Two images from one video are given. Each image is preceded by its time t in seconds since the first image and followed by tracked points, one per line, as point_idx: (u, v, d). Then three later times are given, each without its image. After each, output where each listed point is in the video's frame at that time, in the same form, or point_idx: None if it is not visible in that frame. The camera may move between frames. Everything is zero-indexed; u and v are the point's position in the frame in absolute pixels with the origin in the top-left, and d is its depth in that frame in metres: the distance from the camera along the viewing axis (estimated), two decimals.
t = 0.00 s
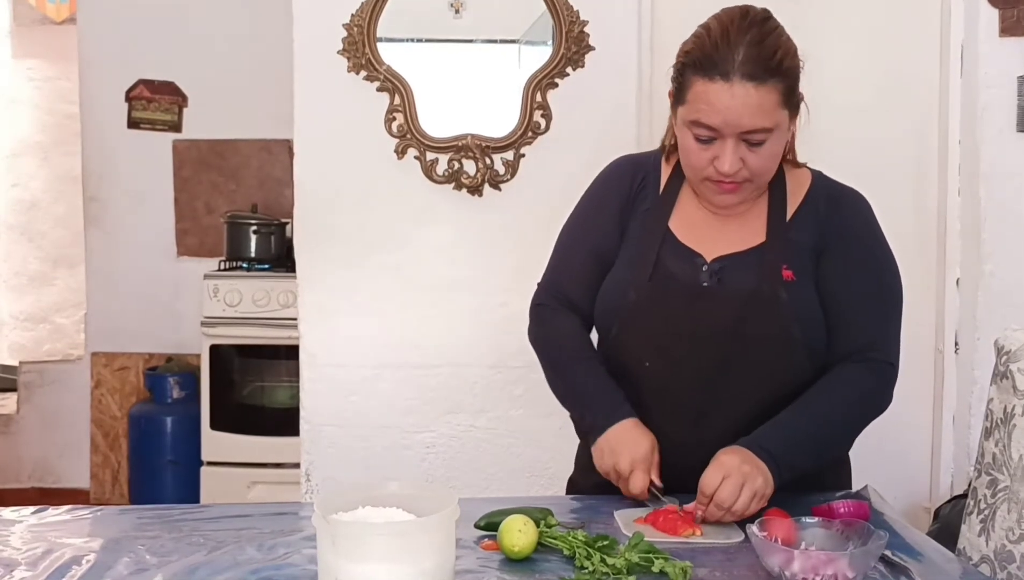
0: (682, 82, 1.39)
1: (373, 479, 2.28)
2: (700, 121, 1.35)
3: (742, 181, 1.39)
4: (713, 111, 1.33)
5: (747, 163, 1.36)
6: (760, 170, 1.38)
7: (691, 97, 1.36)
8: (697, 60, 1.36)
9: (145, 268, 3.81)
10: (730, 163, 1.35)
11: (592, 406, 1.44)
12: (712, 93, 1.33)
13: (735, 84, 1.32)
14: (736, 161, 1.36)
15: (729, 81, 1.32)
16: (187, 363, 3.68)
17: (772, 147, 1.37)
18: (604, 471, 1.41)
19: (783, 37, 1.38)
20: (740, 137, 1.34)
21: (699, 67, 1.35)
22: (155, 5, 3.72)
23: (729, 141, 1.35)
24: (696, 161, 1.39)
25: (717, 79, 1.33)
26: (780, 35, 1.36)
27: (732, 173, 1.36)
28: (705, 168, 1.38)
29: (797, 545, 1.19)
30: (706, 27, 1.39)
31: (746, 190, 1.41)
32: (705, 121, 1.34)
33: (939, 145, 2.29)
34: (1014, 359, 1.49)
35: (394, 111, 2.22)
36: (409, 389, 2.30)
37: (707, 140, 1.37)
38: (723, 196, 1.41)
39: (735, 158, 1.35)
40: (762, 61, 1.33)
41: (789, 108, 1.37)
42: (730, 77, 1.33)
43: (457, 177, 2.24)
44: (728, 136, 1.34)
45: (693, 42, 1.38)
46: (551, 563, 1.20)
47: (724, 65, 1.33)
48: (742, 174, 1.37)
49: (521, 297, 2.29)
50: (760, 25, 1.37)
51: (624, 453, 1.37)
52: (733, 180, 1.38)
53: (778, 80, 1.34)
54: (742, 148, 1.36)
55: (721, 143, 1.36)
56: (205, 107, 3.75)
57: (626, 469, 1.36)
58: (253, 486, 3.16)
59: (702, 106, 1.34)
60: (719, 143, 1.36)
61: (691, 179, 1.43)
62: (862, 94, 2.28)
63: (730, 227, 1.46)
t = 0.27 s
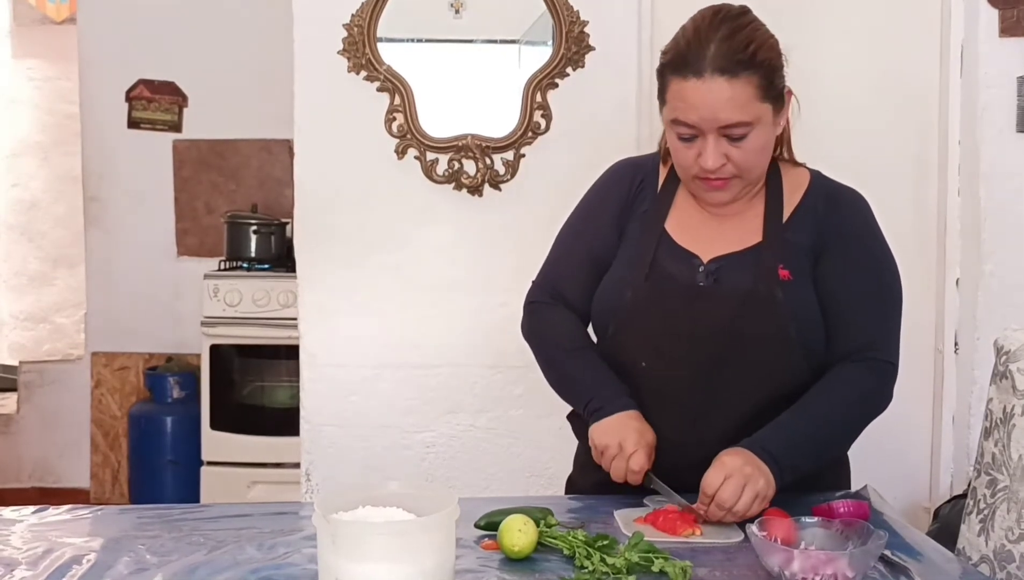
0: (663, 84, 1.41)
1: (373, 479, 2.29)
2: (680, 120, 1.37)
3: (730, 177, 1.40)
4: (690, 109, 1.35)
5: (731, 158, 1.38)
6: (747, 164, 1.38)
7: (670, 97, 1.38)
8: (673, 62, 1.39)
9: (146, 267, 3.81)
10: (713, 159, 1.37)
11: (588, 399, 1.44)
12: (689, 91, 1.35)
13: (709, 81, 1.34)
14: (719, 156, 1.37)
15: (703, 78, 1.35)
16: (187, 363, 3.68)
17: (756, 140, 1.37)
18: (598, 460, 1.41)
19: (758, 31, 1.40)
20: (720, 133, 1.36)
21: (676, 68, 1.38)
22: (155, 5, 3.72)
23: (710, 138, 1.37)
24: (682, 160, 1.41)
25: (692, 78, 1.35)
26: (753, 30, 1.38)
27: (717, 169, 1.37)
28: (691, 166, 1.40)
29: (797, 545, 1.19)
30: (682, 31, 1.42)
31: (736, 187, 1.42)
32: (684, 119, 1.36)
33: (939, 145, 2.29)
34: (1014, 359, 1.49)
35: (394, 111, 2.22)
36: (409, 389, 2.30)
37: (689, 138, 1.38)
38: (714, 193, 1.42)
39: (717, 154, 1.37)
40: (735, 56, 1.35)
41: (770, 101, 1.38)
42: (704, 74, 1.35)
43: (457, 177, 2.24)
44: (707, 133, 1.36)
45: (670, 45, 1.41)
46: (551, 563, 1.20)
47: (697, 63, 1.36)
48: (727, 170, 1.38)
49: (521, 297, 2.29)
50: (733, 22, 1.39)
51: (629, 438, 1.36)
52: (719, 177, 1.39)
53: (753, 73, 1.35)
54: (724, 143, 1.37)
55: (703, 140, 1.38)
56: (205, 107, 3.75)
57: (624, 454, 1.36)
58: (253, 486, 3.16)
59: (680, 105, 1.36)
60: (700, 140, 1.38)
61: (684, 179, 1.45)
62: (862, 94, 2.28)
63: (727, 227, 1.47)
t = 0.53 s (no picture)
0: (652, 88, 1.42)
1: (373, 479, 2.29)
2: (669, 122, 1.38)
3: (723, 177, 1.40)
4: (677, 110, 1.36)
5: (721, 158, 1.38)
6: (738, 163, 1.38)
7: (659, 100, 1.39)
8: (659, 65, 1.39)
9: (146, 267, 3.81)
10: (703, 159, 1.37)
11: (591, 411, 1.44)
12: (676, 94, 1.36)
13: (696, 82, 1.35)
14: (710, 157, 1.37)
15: (690, 80, 1.35)
16: (187, 363, 3.68)
17: (746, 139, 1.38)
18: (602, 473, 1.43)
19: (741, 29, 1.40)
20: (709, 132, 1.36)
21: (663, 71, 1.38)
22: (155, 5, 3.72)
23: (700, 138, 1.37)
24: (675, 162, 1.41)
25: (679, 80, 1.36)
26: (735, 29, 1.39)
27: (708, 169, 1.38)
28: (683, 167, 1.40)
29: (797, 545, 1.19)
30: (668, 34, 1.43)
31: (730, 186, 1.42)
32: (672, 121, 1.37)
33: (939, 145, 2.29)
34: (1014, 359, 1.49)
35: (394, 111, 2.22)
36: (409, 389, 2.30)
37: (679, 140, 1.39)
38: (709, 194, 1.43)
39: (708, 154, 1.37)
40: (719, 56, 1.35)
41: (759, 99, 1.38)
42: (691, 75, 1.35)
43: (457, 177, 2.24)
44: (697, 134, 1.37)
45: (657, 49, 1.42)
46: (551, 563, 1.20)
47: (683, 65, 1.36)
48: (719, 170, 1.39)
49: (521, 297, 2.29)
50: (716, 23, 1.40)
51: (630, 451, 1.38)
52: (712, 177, 1.40)
53: (738, 72, 1.35)
54: (714, 143, 1.37)
55: (692, 141, 1.38)
56: (205, 107, 3.75)
57: (626, 467, 1.38)
58: (253, 486, 3.16)
59: (669, 107, 1.37)
60: (691, 141, 1.38)
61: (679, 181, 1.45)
62: (861, 95, 2.28)
63: (726, 228, 1.47)
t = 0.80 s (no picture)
0: (638, 91, 1.43)
1: (373, 479, 2.29)
2: (654, 123, 1.39)
3: (713, 174, 1.41)
4: (661, 111, 1.37)
5: (708, 155, 1.39)
6: (726, 160, 1.39)
7: (644, 101, 1.40)
8: (642, 68, 1.41)
9: (146, 268, 3.81)
10: (690, 158, 1.38)
11: (582, 403, 1.44)
12: (658, 94, 1.37)
13: (679, 81, 1.36)
14: (697, 155, 1.38)
15: (672, 79, 1.36)
16: (187, 363, 3.68)
17: (731, 135, 1.38)
18: (594, 463, 1.40)
19: (721, 27, 1.41)
20: (693, 131, 1.37)
21: (646, 72, 1.39)
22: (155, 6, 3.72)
23: (685, 137, 1.38)
24: (665, 162, 1.42)
25: (661, 81, 1.37)
26: (715, 28, 1.39)
27: (695, 168, 1.38)
28: (672, 167, 1.41)
29: (796, 545, 1.19)
30: (651, 37, 1.44)
31: (721, 183, 1.42)
32: (657, 121, 1.38)
33: (938, 146, 2.29)
34: (1013, 360, 1.49)
35: (394, 112, 2.22)
36: (409, 389, 2.30)
37: (665, 140, 1.40)
38: (700, 192, 1.43)
39: (695, 151, 1.38)
40: (700, 54, 1.36)
41: (742, 95, 1.39)
42: (673, 75, 1.36)
43: (457, 178, 2.25)
44: (682, 133, 1.37)
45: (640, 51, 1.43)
46: (550, 563, 1.20)
47: (665, 66, 1.37)
48: (707, 167, 1.39)
49: (521, 298, 2.30)
50: (697, 23, 1.41)
51: (620, 433, 1.36)
52: (700, 175, 1.40)
53: (717, 68, 1.36)
54: (700, 141, 1.38)
55: (678, 140, 1.39)
56: (205, 107, 3.75)
57: (616, 449, 1.35)
58: (253, 486, 3.16)
59: (653, 108, 1.38)
60: (677, 140, 1.39)
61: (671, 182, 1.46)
62: (861, 95, 2.28)
63: (720, 229, 1.48)
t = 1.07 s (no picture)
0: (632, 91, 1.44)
1: (374, 479, 2.29)
2: (648, 121, 1.39)
3: (708, 171, 1.41)
4: (653, 109, 1.38)
5: (702, 152, 1.39)
6: (719, 156, 1.39)
7: (637, 101, 1.40)
8: (634, 68, 1.41)
9: (146, 268, 3.81)
10: (683, 155, 1.38)
11: (591, 407, 1.44)
12: (650, 93, 1.38)
13: (670, 79, 1.36)
14: (691, 152, 1.38)
15: (663, 77, 1.36)
16: (188, 363, 3.68)
17: (724, 131, 1.38)
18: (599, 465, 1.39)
19: (712, 24, 1.41)
20: (685, 127, 1.37)
21: (638, 72, 1.40)
22: (155, 6, 3.72)
23: (678, 134, 1.38)
24: (660, 161, 1.42)
25: (652, 79, 1.37)
26: (705, 26, 1.40)
27: (688, 165, 1.39)
28: (667, 165, 1.41)
29: (798, 545, 1.19)
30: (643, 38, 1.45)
31: (717, 181, 1.42)
32: (650, 119, 1.39)
33: (938, 146, 2.29)
34: (1014, 360, 1.49)
35: (395, 112, 2.22)
36: (409, 389, 2.30)
37: (660, 138, 1.40)
38: (697, 190, 1.44)
39: (688, 148, 1.38)
40: (690, 51, 1.36)
41: (735, 91, 1.38)
42: (664, 73, 1.37)
43: (457, 178, 2.24)
44: (674, 130, 1.38)
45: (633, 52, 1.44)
46: (552, 563, 1.20)
47: (656, 65, 1.38)
48: (701, 164, 1.39)
49: (522, 298, 2.29)
50: (688, 21, 1.41)
51: (631, 440, 1.36)
52: (695, 172, 1.40)
53: (706, 64, 1.36)
54: (693, 138, 1.38)
55: (672, 138, 1.39)
56: (205, 107, 3.75)
57: (626, 454, 1.34)
58: (253, 486, 3.15)
59: (645, 106, 1.39)
60: (671, 138, 1.39)
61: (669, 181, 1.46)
62: (862, 95, 2.28)
63: (720, 229, 1.48)
